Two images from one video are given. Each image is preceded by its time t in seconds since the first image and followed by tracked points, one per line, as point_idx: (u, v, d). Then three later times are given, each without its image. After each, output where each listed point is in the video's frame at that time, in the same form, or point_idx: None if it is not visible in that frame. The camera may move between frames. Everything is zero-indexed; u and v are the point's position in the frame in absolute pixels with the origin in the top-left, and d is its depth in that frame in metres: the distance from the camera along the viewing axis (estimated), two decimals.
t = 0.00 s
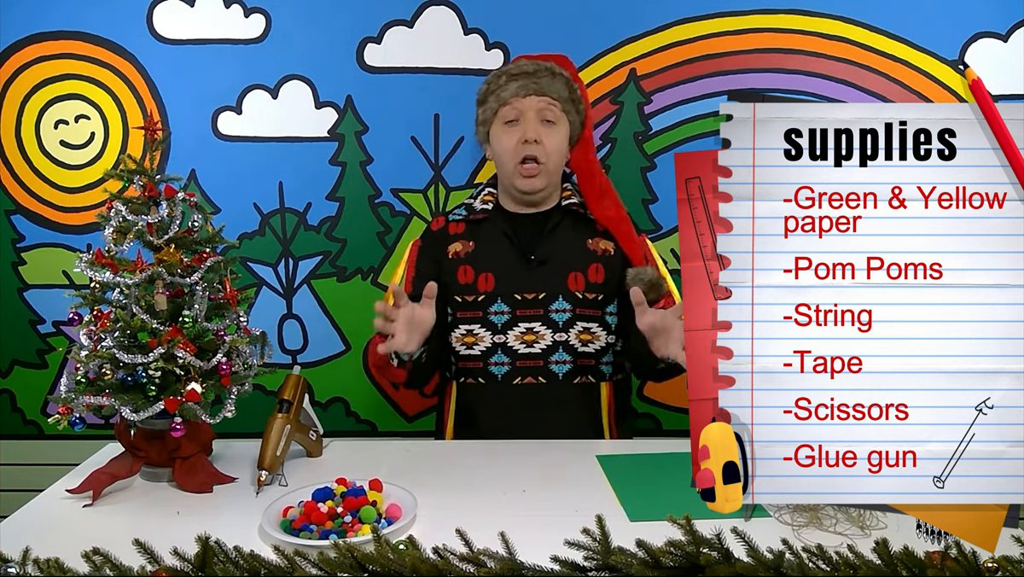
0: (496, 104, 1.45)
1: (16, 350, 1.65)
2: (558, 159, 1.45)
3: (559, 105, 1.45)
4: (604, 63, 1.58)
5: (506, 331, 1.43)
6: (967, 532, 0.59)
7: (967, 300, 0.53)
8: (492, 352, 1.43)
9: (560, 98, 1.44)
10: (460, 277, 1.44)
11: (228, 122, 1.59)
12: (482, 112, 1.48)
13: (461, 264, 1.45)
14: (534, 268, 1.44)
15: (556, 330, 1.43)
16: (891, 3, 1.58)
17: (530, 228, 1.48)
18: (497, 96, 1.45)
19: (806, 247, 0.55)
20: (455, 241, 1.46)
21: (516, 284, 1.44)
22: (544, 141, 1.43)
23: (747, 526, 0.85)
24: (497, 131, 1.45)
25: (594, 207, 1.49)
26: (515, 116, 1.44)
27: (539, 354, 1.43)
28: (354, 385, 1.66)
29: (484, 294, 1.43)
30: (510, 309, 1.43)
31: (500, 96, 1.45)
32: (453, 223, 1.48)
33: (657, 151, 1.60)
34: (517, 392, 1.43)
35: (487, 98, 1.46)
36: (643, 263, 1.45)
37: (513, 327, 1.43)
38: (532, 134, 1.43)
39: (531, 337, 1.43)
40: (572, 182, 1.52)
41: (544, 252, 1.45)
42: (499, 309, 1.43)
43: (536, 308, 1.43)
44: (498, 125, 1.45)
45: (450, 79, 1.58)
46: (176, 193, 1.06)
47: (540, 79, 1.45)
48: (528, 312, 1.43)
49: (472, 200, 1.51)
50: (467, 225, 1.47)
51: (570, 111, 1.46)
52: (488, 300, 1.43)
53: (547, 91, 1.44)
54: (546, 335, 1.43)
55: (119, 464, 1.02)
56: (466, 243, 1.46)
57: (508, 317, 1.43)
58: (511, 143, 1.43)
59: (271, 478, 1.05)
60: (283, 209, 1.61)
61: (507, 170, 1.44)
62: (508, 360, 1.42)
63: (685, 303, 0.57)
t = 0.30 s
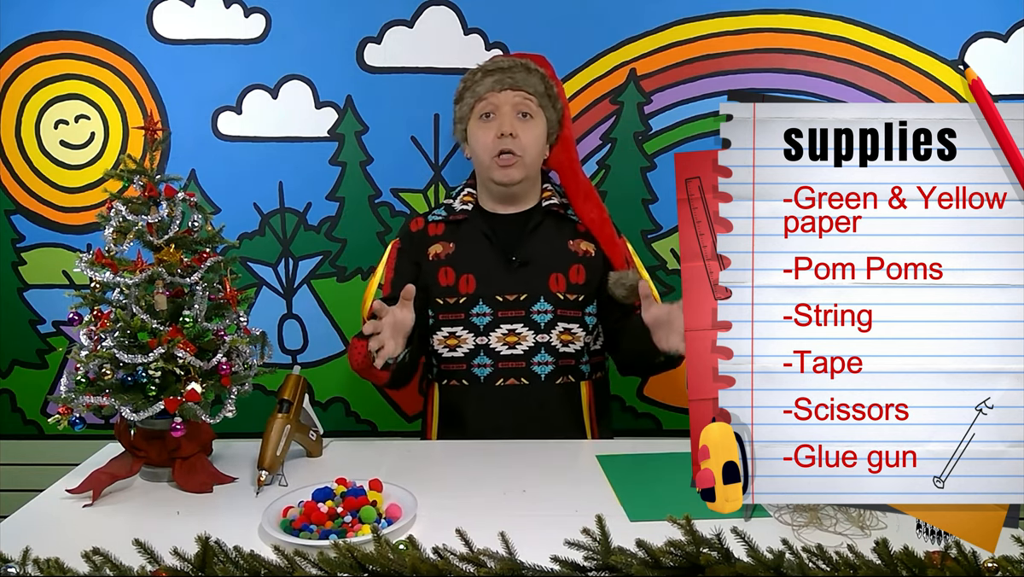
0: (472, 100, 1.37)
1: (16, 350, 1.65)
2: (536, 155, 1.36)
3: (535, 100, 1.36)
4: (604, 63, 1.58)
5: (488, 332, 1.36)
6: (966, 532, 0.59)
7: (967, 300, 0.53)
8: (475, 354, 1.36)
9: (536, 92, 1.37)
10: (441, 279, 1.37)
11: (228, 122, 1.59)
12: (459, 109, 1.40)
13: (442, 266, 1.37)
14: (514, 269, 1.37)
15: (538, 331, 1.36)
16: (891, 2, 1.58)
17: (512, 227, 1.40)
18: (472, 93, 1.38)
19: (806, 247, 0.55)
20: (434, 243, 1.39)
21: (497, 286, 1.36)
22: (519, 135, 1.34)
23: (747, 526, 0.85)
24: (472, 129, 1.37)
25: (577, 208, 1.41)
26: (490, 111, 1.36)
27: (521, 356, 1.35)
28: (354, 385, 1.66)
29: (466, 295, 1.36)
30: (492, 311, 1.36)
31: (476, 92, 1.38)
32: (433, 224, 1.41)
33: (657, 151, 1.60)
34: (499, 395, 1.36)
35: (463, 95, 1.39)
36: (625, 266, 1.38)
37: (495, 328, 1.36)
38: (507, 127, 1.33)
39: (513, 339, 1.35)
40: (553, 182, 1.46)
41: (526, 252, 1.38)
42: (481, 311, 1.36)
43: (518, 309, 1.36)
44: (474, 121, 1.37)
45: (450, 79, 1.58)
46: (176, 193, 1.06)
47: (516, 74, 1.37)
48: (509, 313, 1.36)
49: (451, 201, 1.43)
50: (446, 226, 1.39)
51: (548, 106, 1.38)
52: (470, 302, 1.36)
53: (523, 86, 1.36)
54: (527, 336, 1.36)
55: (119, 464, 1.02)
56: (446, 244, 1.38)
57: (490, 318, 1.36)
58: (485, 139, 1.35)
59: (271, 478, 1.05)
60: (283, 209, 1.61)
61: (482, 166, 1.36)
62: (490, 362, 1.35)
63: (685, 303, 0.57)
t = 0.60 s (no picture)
0: (460, 105, 1.34)
1: (16, 350, 1.65)
2: (525, 160, 1.33)
3: (525, 105, 1.33)
4: (604, 63, 1.58)
5: (484, 342, 1.34)
6: (966, 531, 0.59)
7: (966, 300, 0.53)
8: (472, 363, 1.35)
9: (526, 97, 1.33)
10: (436, 290, 1.34)
11: (228, 122, 1.59)
12: (447, 113, 1.37)
13: (436, 275, 1.34)
14: (509, 278, 1.34)
15: (534, 339, 1.35)
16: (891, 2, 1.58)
17: (504, 233, 1.38)
18: (460, 97, 1.34)
19: (806, 247, 0.55)
20: (427, 251, 1.36)
21: (492, 295, 1.34)
22: (509, 142, 1.31)
23: (747, 526, 0.85)
24: (461, 134, 1.34)
25: (569, 209, 1.38)
26: (478, 116, 1.33)
27: (518, 365, 1.35)
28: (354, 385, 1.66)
29: (461, 306, 1.34)
30: (487, 321, 1.34)
31: (463, 96, 1.34)
32: (425, 230, 1.37)
33: (657, 151, 1.60)
34: (496, 402, 1.36)
35: (451, 99, 1.36)
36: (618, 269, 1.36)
37: (491, 338, 1.34)
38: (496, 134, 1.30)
39: (510, 348, 1.34)
40: (544, 183, 1.43)
41: (520, 261, 1.35)
42: (477, 321, 1.34)
43: (513, 318, 1.34)
44: (462, 126, 1.34)
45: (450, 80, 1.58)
46: (176, 193, 1.06)
47: (505, 78, 1.33)
48: (505, 323, 1.34)
49: (441, 204, 1.40)
50: (439, 232, 1.36)
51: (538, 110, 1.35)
52: (465, 312, 1.34)
53: (512, 90, 1.33)
54: (524, 345, 1.35)
55: (119, 464, 1.02)
56: (439, 252, 1.35)
57: (485, 328, 1.34)
58: (474, 145, 1.32)
59: (271, 478, 1.05)
60: (283, 209, 1.61)
61: (472, 173, 1.33)
62: (487, 372, 1.35)
63: (685, 303, 0.57)
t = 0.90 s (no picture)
0: (459, 117, 1.33)
1: (16, 350, 1.65)
2: (527, 172, 1.33)
3: (526, 117, 1.33)
4: (604, 63, 1.58)
5: (486, 352, 1.34)
6: (967, 531, 0.59)
7: (967, 300, 0.53)
8: (474, 371, 1.35)
9: (527, 108, 1.33)
10: (437, 299, 1.34)
11: (228, 122, 1.59)
12: (447, 124, 1.37)
13: (437, 285, 1.34)
14: (510, 289, 1.33)
15: (535, 350, 1.34)
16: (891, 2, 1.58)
17: (506, 246, 1.37)
18: (460, 109, 1.34)
19: (806, 247, 0.55)
20: (429, 259, 1.35)
21: (493, 306, 1.33)
22: (511, 154, 1.30)
23: (747, 526, 0.85)
24: (461, 147, 1.34)
25: (572, 217, 1.39)
26: (479, 129, 1.33)
27: (519, 374, 1.35)
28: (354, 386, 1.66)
29: (462, 316, 1.33)
30: (488, 332, 1.33)
31: (463, 109, 1.33)
32: (426, 238, 1.37)
33: (657, 151, 1.60)
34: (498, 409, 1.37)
35: (451, 110, 1.36)
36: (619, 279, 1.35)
37: (493, 348, 1.33)
38: (498, 147, 1.30)
39: (511, 358, 1.34)
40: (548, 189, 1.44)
41: (521, 271, 1.34)
42: (478, 332, 1.33)
43: (514, 329, 1.33)
44: (462, 138, 1.34)
45: (450, 80, 1.58)
46: (176, 193, 1.06)
47: (505, 90, 1.33)
48: (506, 333, 1.33)
49: (443, 209, 1.39)
50: (440, 241, 1.36)
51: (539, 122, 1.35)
52: (466, 322, 1.33)
53: (513, 103, 1.32)
54: (525, 355, 1.34)
55: (119, 465, 1.02)
56: (440, 261, 1.35)
57: (487, 339, 1.33)
58: (475, 158, 1.31)
59: (271, 478, 1.05)
60: (283, 209, 1.61)
61: (473, 186, 1.32)
62: (489, 382, 1.35)
63: (685, 303, 0.56)
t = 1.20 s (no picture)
0: (469, 110, 1.34)
1: (16, 350, 1.65)
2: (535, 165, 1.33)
3: (535, 111, 1.34)
4: (604, 63, 1.58)
5: (490, 347, 1.33)
6: (966, 531, 0.59)
7: (967, 300, 0.53)
8: (478, 366, 1.35)
9: (537, 103, 1.34)
10: (441, 293, 1.33)
11: (228, 122, 1.59)
12: (455, 118, 1.37)
13: (441, 279, 1.34)
14: (514, 283, 1.33)
15: (540, 344, 1.33)
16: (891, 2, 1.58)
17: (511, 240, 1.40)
18: (470, 102, 1.34)
19: (806, 247, 0.55)
20: (433, 253, 1.35)
21: (497, 299, 1.33)
22: (521, 147, 1.31)
23: (747, 526, 0.85)
24: (471, 140, 1.34)
25: (576, 212, 1.38)
26: (489, 122, 1.33)
27: (524, 369, 1.34)
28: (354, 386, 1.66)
29: (466, 310, 1.33)
30: (492, 326, 1.32)
31: (473, 102, 1.34)
32: (430, 232, 1.37)
33: (657, 151, 1.60)
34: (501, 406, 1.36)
35: (461, 104, 1.36)
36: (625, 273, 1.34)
37: (496, 342, 1.33)
38: (509, 140, 1.30)
39: (515, 353, 1.33)
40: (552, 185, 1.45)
41: (525, 264, 1.34)
42: (481, 325, 1.33)
43: (518, 323, 1.33)
44: (473, 131, 1.34)
45: (450, 80, 1.58)
46: (176, 193, 1.06)
47: (515, 84, 1.34)
48: (510, 327, 1.33)
49: (448, 204, 1.40)
50: (444, 235, 1.36)
51: (547, 117, 1.36)
52: (470, 316, 1.33)
53: (523, 97, 1.33)
54: (529, 350, 1.34)
55: (119, 464, 1.02)
56: (445, 255, 1.35)
57: (491, 333, 1.33)
58: (485, 151, 1.31)
59: (271, 478, 1.05)
60: (283, 209, 1.61)
61: (482, 180, 1.32)
62: (492, 376, 1.34)
63: (685, 303, 0.56)
